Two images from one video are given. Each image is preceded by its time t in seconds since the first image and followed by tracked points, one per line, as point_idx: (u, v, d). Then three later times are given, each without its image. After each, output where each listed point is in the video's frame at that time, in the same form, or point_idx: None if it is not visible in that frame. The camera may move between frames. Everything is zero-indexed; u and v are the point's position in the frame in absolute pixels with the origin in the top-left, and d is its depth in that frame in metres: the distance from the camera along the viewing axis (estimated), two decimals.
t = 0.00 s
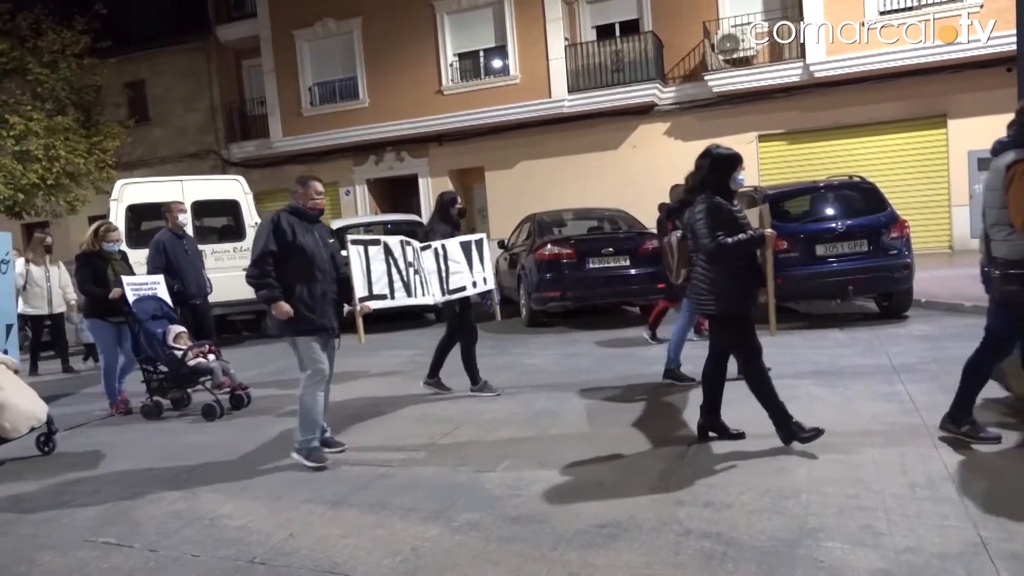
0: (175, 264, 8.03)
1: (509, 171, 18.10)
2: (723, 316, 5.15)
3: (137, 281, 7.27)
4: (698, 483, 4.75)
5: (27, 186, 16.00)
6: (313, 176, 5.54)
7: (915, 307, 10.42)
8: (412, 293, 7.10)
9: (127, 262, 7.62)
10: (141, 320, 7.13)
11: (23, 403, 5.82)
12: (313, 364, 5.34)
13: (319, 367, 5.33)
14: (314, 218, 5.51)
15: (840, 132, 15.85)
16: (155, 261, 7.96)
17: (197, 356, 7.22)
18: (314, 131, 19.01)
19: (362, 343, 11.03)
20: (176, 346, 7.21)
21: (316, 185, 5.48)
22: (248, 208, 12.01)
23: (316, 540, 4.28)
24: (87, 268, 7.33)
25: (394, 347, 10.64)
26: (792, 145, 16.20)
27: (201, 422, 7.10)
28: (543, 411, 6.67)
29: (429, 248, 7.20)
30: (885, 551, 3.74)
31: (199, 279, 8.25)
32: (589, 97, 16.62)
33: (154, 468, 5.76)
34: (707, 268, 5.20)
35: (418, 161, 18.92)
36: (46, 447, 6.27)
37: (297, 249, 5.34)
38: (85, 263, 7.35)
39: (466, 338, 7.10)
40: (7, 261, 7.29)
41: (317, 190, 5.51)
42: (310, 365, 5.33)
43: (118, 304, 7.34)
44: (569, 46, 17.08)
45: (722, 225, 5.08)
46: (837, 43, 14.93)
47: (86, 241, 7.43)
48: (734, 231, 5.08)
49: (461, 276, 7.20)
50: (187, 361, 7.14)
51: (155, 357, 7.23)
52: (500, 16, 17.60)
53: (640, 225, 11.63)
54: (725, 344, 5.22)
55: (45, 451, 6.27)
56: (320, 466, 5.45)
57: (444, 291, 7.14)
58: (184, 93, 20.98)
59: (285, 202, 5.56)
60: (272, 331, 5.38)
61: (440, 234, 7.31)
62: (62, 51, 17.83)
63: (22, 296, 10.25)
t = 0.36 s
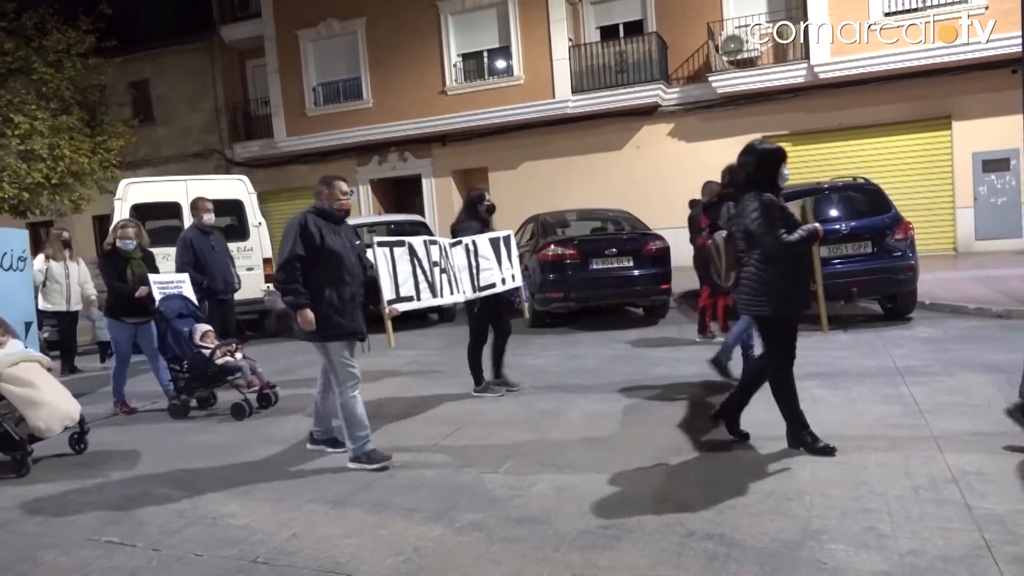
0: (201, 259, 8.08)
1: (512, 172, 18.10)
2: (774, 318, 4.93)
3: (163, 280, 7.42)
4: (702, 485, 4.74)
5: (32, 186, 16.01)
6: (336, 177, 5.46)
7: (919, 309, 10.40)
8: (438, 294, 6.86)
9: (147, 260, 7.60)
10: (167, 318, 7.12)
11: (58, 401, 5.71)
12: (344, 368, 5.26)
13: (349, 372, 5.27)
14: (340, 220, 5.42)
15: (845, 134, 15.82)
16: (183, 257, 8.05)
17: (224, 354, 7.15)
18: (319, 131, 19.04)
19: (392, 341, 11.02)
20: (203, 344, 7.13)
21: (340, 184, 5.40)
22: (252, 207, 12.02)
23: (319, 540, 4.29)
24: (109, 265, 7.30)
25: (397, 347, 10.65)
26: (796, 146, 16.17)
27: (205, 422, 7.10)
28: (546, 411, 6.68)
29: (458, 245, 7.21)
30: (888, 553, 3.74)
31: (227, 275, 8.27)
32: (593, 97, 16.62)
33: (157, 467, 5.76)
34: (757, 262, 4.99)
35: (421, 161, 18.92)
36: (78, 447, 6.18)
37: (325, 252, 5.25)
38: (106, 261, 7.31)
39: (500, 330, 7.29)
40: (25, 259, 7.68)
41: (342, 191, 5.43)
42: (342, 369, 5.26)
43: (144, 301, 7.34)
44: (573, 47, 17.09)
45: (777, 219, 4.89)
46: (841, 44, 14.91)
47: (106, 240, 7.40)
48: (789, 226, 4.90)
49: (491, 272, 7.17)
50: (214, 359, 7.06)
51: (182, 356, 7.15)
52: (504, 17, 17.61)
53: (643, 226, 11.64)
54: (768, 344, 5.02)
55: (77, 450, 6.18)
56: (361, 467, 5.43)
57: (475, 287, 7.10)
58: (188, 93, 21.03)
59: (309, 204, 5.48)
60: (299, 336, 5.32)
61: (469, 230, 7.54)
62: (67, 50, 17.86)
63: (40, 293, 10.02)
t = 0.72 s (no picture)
0: (215, 261, 8.10)
1: (514, 171, 18.10)
2: (811, 318, 4.91)
3: (190, 279, 7.29)
4: (708, 485, 4.73)
5: (36, 185, 16.05)
6: (362, 169, 5.22)
7: (922, 310, 10.37)
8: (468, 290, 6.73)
9: (179, 254, 7.62)
10: (195, 318, 7.06)
11: (89, 401, 5.70)
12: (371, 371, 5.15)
13: (393, 368, 5.31)
14: (368, 213, 5.20)
15: (849, 133, 15.78)
16: (197, 261, 8.05)
17: (252, 353, 7.06)
18: (322, 131, 19.05)
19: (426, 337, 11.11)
20: (230, 344, 7.06)
21: (368, 177, 5.17)
22: (255, 207, 12.02)
23: (321, 540, 4.29)
24: (143, 260, 7.39)
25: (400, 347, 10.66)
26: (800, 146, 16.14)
27: (207, 422, 7.12)
28: (549, 412, 6.67)
29: (488, 244, 7.12)
30: (893, 554, 3.73)
31: (240, 275, 8.29)
32: (596, 98, 16.61)
33: (161, 467, 5.77)
34: (798, 260, 4.90)
35: (425, 161, 18.93)
36: (107, 446, 6.14)
37: (355, 249, 5.05)
38: (139, 255, 7.41)
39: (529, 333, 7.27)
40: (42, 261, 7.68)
41: (369, 182, 5.19)
42: (363, 378, 5.14)
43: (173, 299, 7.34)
44: (576, 47, 17.08)
45: (822, 217, 4.80)
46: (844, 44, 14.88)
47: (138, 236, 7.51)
48: (833, 224, 4.82)
49: (520, 272, 7.19)
50: (242, 359, 6.98)
51: (209, 355, 7.09)
52: (508, 17, 17.61)
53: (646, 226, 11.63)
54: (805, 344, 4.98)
55: (106, 450, 6.16)
56: (364, 467, 5.38)
57: (504, 287, 7.09)
58: (192, 93, 21.06)
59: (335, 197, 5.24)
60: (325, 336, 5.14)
61: (501, 228, 7.48)
62: (71, 50, 17.90)
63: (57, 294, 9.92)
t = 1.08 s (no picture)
0: (232, 255, 7.86)
1: (516, 171, 18.09)
2: (853, 321, 4.85)
3: (216, 276, 7.29)
4: (713, 485, 4.72)
5: (41, 185, 16.09)
6: (399, 167, 5.25)
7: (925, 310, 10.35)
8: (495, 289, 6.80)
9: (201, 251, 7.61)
10: (222, 316, 6.98)
11: (119, 399, 5.63)
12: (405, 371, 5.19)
13: (440, 369, 5.37)
14: (404, 212, 5.21)
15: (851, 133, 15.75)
16: (213, 255, 7.79)
17: (279, 352, 7.06)
18: (325, 131, 19.07)
19: (464, 335, 11.04)
20: (257, 343, 7.01)
21: (406, 175, 5.22)
22: (258, 206, 12.01)
23: (324, 539, 4.29)
24: (166, 259, 7.32)
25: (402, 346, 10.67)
26: (802, 145, 16.09)
27: (209, 421, 7.13)
28: (551, 411, 6.67)
29: (514, 243, 7.10)
30: (896, 554, 3.72)
31: (254, 269, 8.08)
32: (598, 97, 16.59)
33: (164, 466, 5.78)
34: (840, 261, 4.82)
35: (427, 161, 18.93)
36: (137, 445, 6.16)
37: (396, 249, 5.07)
38: (162, 254, 7.32)
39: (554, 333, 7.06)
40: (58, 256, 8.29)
41: (406, 181, 5.22)
42: (386, 376, 5.16)
43: (199, 297, 7.33)
44: (579, 46, 17.07)
45: (867, 217, 4.70)
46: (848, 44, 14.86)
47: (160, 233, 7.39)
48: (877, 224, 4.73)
49: (547, 271, 7.07)
50: (269, 358, 6.96)
51: (235, 354, 7.01)
52: (510, 16, 17.60)
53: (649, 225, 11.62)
54: (847, 347, 4.91)
55: (135, 448, 6.17)
56: (367, 466, 5.36)
57: (531, 286, 7.06)
58: (194, 93, 21.09)
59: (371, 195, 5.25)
60: (365, 336, 5.14)
61: (527, 224, 7.30)
62: (75, 50, 17.92)
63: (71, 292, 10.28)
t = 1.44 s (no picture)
0: (258, 256, 8.09)
1: (518, 171, 18.10)
2: (907, 317, 4.76)
3: (243, 276, 7.42)
4: (716, 486, 4.72)
5: (43, 183, 16.12)
6: (442, 161, 5.24)
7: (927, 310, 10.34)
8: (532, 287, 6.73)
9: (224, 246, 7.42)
10: (249, 314, 6.97)
11: (153, 397, 5.56)
12: (456, 363, 5.15)
13: (456, 371, 5.17)
14: (449, 206, 5.22)
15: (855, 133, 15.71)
16: (240, 254, 8.04)
17: (306, 350, 7.01)
18: (327, 131, 19.08)
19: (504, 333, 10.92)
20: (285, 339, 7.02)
21: (449, 170, 5.20)
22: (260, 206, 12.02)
23: (326, 538, 4.29)
24: (188, 258, 7.12)
25: (404, 346, 10.67)
26: (805, 145, 16.07)
27: (212, 420, 7.14)
28: (554, 411, 6.68)
29: (544, 243, 7.07)
30: (899, 555, 3.72)
31: (279, 272, 8.34)
32: (601, 97, 16.60)
33: (167, 465, 5.79)
34: (889, 257, 4.79)
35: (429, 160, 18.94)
36: (172, 443, 6.13)
37: (442, 243, 5.09)
38: (185, 253, 7.13)
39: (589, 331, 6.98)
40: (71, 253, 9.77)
41: (449, 176, 5.20)
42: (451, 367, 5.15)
43: (225, 294, 7.17)
44: (581, 46, 17.06)
45: (914, 212, 4.65)
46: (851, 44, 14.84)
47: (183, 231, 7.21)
48: (926, 219, 4.67)
49: (577, 271, 6.99)
50: (296, 356, 6.92)
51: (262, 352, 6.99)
52: (513, 16, 17.60)
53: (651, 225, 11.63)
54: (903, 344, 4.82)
55: (169, 447, 6.14)
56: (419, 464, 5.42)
57: (559, 286, 6.97)
58: (197, 92, 21.12)
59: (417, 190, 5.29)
60: (415, 330, 5.15)
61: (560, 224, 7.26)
62: (78, 49, 17.92)
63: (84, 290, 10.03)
